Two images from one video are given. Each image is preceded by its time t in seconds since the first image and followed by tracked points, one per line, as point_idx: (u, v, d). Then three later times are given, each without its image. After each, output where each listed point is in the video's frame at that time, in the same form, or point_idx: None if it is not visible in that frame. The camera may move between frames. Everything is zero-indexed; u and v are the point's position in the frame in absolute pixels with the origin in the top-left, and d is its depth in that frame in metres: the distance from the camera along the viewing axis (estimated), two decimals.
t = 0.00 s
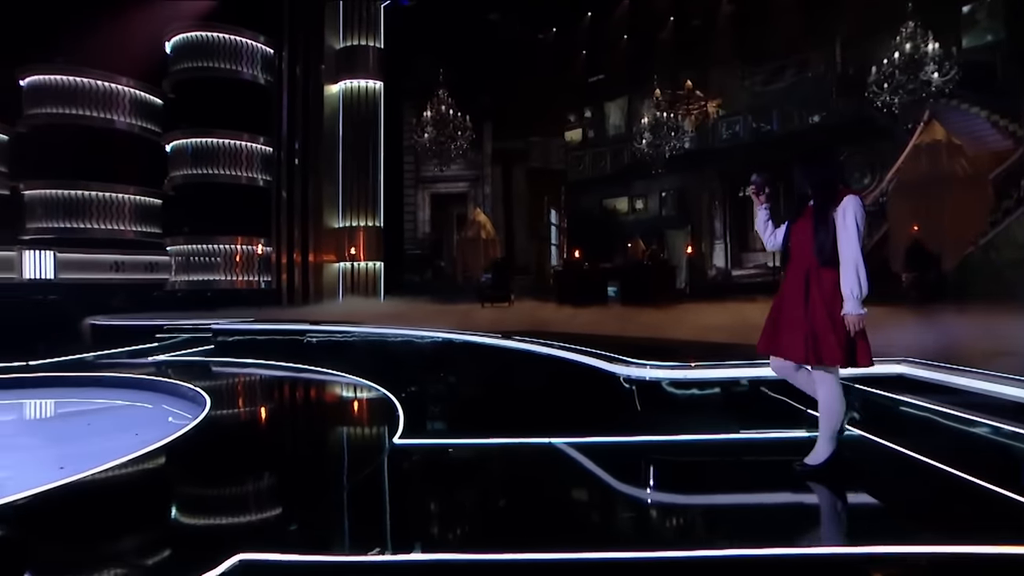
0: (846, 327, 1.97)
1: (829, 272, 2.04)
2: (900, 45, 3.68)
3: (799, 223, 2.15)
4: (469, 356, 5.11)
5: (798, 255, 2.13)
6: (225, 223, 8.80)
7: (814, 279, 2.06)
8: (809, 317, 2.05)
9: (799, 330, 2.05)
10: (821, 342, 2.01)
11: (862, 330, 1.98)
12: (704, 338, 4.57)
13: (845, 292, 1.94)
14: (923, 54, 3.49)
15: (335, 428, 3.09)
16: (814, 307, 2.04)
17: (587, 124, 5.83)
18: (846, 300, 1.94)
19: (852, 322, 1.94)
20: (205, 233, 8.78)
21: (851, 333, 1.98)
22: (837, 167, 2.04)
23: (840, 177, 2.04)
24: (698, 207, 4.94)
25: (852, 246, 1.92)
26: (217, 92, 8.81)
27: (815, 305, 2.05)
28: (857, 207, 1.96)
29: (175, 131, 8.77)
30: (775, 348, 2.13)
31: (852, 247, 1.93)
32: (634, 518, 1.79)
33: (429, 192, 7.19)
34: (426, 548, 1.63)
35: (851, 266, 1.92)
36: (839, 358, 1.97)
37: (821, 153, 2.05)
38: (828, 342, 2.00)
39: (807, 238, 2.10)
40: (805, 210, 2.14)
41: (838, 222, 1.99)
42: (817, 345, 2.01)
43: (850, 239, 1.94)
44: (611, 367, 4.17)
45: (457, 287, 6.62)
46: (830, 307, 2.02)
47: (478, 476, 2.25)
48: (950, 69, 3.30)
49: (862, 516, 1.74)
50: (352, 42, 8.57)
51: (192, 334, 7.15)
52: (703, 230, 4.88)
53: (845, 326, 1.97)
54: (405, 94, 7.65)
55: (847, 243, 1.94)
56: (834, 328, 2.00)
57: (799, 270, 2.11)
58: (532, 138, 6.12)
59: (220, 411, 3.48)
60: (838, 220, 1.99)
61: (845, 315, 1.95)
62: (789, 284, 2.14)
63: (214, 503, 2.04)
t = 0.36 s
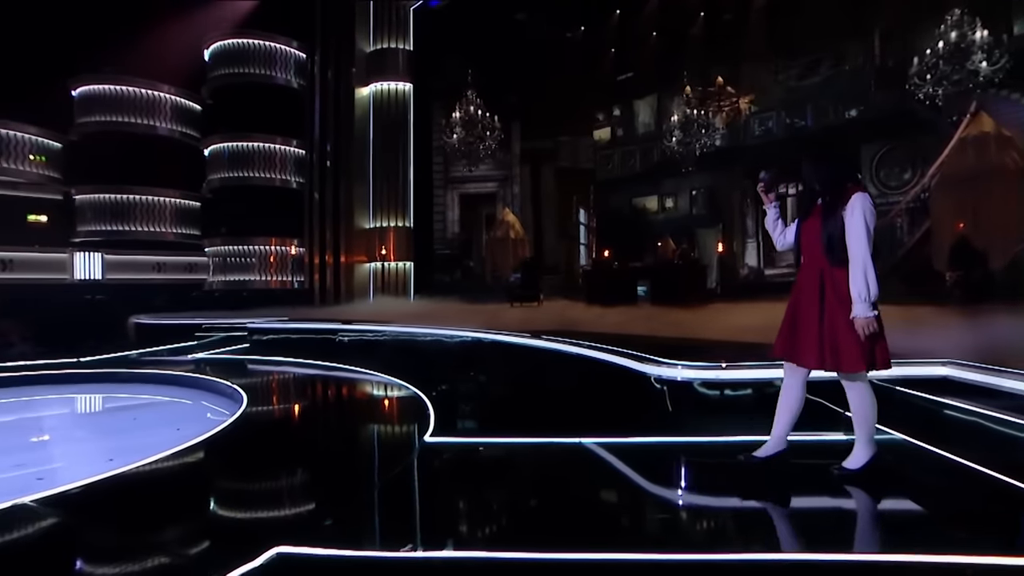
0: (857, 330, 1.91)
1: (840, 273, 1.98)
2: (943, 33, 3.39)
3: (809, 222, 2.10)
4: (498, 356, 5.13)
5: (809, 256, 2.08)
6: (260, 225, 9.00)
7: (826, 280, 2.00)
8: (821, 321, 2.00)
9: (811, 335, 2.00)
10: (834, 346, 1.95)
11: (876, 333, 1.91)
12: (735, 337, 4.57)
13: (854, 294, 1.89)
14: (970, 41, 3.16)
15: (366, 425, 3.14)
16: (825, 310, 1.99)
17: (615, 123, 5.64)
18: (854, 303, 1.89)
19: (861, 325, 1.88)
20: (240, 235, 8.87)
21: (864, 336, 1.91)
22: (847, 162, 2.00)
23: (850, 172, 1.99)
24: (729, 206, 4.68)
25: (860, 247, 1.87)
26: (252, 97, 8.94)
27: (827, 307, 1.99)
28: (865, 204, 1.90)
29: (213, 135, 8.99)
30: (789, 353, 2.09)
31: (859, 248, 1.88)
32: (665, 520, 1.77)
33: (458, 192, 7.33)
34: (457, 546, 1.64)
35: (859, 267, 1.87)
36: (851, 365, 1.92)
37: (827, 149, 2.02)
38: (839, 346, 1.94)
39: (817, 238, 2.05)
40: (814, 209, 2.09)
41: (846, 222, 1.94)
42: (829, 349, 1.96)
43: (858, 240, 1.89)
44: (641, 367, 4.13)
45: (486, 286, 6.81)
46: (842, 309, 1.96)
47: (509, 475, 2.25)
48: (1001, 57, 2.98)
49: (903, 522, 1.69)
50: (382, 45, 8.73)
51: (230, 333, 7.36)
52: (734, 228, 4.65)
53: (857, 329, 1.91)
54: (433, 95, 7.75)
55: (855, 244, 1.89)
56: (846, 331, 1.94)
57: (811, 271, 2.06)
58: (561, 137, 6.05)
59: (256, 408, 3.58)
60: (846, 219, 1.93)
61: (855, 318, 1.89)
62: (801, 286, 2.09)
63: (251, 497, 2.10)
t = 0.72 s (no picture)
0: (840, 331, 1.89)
1: (821, 273, 1.97)
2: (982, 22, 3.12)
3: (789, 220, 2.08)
4: (520, 355, 5.14)
5: (789, 257, 2.06)
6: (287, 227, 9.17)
7: (807, 281, 1.98)
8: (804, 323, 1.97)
9: (793, 337, 1.97)
10: (816, 348, 1.93)
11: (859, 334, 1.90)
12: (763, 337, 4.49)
13: (836, 294, 1.87)
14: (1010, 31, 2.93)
15: (389, 424, 3.18)
16: (808, 311, 1.97)
17: (637, 121, 5.55)
18: (837, 303, 1.87)
19: (844, 326, 1.86)
20: (266, 237, 9.08)
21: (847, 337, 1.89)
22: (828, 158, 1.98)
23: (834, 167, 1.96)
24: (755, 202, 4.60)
25: (840, 246, 1.86)
26: (280, 100, 9.12)
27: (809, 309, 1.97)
28: (844, 201, 1.89)
29: (241, 139, 9.16)
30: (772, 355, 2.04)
31: (840, 247, 1.86)
32: (689, 522, 1.76)
33: (480, 192, 7.38)
34: (481, 544, 1.65)
35: (840, 266, 1.86)
36: (835, 367, 1.90)
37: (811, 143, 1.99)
38: (822, 349, 1.92)
39: (796, 238, 2.03)
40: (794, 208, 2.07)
41: (826, 220, 1.92)
42: (812, 352, 1.93)
43: (839, 239, 1.88)
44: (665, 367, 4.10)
45: (508, 286, 6.83)
46: (824, 310, 1.94)
47: (531, 475, 2.25)
48: None
49: (935, 529, 1.64)
50: (405, 46, 8.80)
51: (257, 332, 7.51)
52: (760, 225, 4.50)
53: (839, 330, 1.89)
54: (454, 96, 7.81)
55: (835, 243, 1.87)
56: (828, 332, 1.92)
57: (791, 272, 2.04)
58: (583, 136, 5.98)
59: (282, 406, 3.64)
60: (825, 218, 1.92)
61: (838, 319, 1.88)
62: (781, 288, 2.07)
63: (277, 492, 2.14)
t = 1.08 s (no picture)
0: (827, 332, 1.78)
1: (806, 272, 1.88)
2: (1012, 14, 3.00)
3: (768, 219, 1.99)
4: (537, 355, 5.14)
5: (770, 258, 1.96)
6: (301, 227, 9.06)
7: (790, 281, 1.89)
8: (788, 326, 1.87)
9: (779, 341, 1.86)
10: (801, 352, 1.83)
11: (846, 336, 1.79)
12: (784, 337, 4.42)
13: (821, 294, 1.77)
14: None
15: (408, 423, 3.20)
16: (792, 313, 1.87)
17: (655, 120, 5.48)
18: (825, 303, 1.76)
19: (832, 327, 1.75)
20: (287, 237, 9.04)
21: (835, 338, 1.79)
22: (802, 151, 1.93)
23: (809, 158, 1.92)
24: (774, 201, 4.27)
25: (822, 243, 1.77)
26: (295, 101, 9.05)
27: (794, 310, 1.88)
28: (823, 197, 1.81)
29: (261, 140, 9.25)
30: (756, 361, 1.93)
31: (823, 243, 1.78)
32: (707, 524, 1.74)
33: (498, 192, 7.45)
34: (500, 544, 1.66)
35: (824, 263, 1.76)
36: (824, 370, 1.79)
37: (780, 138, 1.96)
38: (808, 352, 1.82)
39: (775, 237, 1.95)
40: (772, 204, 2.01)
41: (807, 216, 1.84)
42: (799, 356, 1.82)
43: (820, 235, 1.79)
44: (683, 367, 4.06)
45: (526, 286, 6.83)
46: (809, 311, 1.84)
47: (550, 476, 2.24)
48: None
49: (962, 535, 1.60)
50: (423, 47, 8.85)
51: (277, 331, 7.62)
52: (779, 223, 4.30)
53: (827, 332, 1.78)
54: (475, 96, 7.88)
55: (817, 239, 1.79)
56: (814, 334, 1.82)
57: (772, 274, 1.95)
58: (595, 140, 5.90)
59: (303, 405, 3.69)
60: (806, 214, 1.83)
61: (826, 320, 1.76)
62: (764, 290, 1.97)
63: (297, 490, 2.18)
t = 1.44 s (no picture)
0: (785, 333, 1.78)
1: (769, 273, 1.86)
2: None
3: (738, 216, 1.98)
4: (557, 355, 5.14)
5: (740, 258, 1.96)
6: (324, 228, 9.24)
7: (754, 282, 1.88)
8: (750, 326, 1.87)
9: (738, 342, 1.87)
10: (759, 353, 1.83)
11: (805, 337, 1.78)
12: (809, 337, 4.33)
13: (780, 294, 1.76)
14: None
15: (428, 422, 3.22)
16: (752, 313, 1.87)
17: (676, 118, 5.25)
18: (781, 304, 1.75)
19: (789, 328, 1.75)
20: (309, 238, 9.19)
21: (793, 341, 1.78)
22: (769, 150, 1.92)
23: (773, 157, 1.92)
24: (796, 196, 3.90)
25: (784, 241, 1.75)
26: (320, 104, 9.29)
27: (756, 310, 1.87)
28: (790, 194, 1.79)
29: (283, 143, 9.35)
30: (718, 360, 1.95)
31: (784, 243, 1.75)
32: (728, 527, 1.72)
33: (517, 192, 7.45)
34: (521, 544, 1.66)
35: (783, 264, 1.75)
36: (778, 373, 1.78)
37: (747, 139, 1.96)
38: (765, 353, 1.82)
39: (744, 234, 1.94)
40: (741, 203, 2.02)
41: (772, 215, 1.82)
42: (755, 357, 1.83)
43: (783, 234, 1.77)
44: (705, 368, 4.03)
45: (546, 286, 6.83)
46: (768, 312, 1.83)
47: (570, 475, 2.24)
48: None
49: (997, 543, 1.56)
50: (443, 48, 8.88)
51: (300, 331, 7.74)
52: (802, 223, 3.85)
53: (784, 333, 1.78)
54: (493, 96, 7.86)
55: (779, 239, 1.77)
56: (773, 337, 1.81)
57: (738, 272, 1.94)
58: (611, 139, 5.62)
59: (325, 403, 3.74)
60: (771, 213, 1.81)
61: (783, 321, 1.75)
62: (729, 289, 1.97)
63: (320, 487, 2.21)
